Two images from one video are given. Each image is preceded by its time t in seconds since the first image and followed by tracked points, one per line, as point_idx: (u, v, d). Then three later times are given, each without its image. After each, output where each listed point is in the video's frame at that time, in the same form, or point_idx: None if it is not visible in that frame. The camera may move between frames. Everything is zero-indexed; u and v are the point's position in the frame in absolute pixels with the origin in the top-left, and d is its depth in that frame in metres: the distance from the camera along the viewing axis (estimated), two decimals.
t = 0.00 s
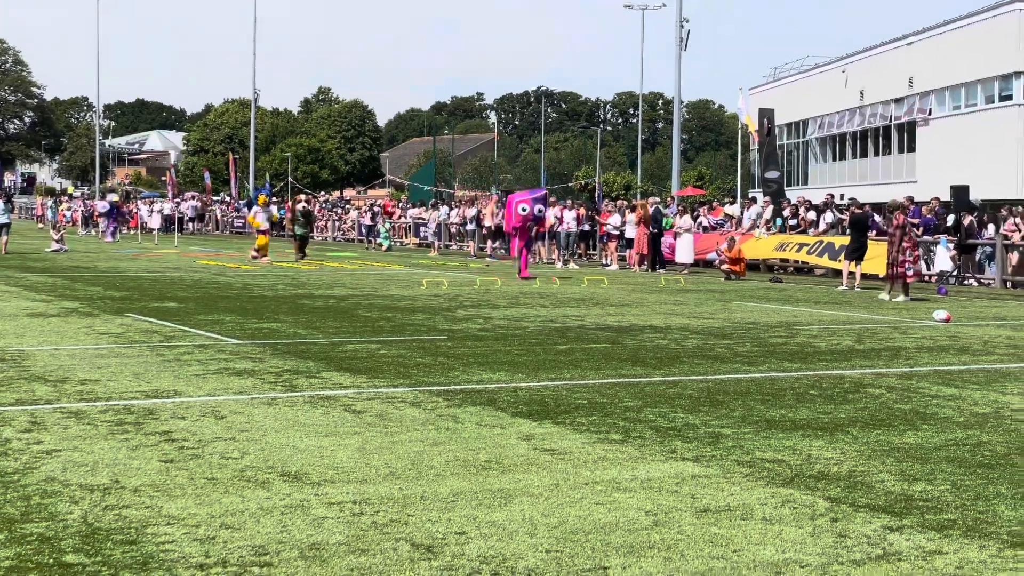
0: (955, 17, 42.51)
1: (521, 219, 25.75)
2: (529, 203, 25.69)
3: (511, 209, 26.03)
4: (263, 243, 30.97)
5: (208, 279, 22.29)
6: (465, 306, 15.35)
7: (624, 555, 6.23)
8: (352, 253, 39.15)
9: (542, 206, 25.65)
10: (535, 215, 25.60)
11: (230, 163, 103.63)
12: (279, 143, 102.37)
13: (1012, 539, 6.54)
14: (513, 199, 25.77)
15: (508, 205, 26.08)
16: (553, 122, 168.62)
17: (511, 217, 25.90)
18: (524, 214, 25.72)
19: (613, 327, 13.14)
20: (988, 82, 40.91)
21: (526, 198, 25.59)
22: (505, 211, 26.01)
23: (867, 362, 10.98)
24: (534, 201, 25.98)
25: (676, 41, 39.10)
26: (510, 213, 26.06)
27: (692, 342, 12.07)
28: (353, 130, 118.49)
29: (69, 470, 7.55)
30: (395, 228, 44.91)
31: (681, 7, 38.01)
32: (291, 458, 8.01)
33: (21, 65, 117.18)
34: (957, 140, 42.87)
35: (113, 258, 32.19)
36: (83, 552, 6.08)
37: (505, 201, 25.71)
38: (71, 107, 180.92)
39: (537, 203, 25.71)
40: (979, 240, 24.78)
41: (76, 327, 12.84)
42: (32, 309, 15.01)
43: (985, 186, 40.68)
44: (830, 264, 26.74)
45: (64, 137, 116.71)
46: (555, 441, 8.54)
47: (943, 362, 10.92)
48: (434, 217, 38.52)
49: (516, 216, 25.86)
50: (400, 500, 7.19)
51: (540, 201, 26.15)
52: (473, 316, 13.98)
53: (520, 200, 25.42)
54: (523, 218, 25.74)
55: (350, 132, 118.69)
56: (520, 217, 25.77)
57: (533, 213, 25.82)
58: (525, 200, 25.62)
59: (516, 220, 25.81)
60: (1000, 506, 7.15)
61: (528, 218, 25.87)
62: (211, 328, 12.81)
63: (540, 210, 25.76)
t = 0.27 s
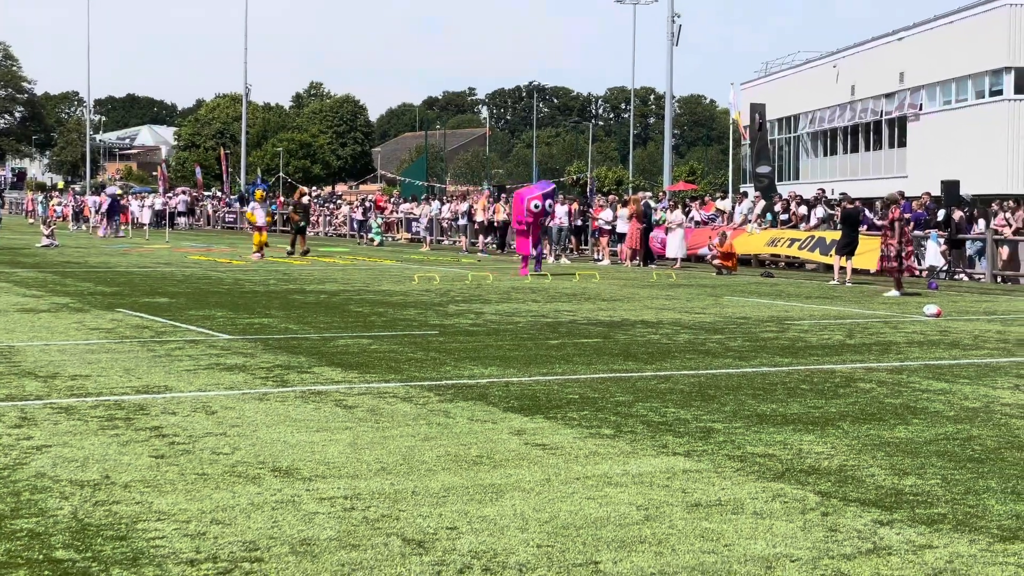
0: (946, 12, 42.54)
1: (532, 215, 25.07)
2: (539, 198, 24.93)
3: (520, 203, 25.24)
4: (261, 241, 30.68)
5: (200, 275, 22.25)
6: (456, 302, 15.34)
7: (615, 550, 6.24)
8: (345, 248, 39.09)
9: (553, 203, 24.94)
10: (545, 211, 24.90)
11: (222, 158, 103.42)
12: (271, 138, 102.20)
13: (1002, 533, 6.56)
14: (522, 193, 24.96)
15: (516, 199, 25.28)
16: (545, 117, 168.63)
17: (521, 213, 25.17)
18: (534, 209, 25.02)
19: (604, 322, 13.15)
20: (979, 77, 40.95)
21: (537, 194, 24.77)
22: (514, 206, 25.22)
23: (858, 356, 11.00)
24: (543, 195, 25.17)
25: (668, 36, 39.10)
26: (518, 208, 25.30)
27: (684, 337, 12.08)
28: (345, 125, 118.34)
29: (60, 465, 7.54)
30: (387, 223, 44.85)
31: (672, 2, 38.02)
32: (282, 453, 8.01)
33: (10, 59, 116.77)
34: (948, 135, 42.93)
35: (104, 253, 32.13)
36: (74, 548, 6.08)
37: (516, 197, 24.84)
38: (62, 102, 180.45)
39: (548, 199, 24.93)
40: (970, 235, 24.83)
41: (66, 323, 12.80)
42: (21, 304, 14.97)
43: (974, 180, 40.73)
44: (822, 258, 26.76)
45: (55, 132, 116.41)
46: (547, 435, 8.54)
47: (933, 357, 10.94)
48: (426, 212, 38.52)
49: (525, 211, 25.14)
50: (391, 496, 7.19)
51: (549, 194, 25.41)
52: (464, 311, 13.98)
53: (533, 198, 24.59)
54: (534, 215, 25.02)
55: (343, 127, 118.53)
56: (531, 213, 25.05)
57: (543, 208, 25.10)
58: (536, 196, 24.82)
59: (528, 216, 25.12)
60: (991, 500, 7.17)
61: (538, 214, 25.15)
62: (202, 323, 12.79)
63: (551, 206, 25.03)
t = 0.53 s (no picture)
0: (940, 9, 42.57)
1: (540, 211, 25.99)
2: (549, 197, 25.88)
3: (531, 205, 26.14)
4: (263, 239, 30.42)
5: (195, 272, 22.23)
6: (451, 299, 15.33)
7: (610, 548, 6.24)
8: (340, 245, 39.06)
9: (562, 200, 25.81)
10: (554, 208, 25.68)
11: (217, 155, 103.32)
12: (267, 135, 102.09)
13: (996, 531, 6.57)
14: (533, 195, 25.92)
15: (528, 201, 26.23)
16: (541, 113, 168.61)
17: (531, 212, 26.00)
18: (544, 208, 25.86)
19: (599, 320, 13.15)
20: (973, 74, 40.97)
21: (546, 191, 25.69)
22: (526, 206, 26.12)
23: (852, 354, 11.00)
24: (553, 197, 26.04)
25: (663, 34, 39.11)
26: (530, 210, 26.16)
27: (678, 334, 12.08)
28: (340, 122, 118.25)
29: (55, 464, 7.54)
30: (382, 220, 44.78)
31: None
32: (277, 451, 8.01)
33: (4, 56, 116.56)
34: (942, 132, 42.94)
35: (99, 251, 32.09)
36: (68, 546, 6.07)
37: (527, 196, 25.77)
38: (57, 99, 180.12)
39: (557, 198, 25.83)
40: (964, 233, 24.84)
41: (60, 320, 12.79)
42: (16, 302, 14.94)
43: (968, 178, 40.76)
44: (816, 256, 26.76)
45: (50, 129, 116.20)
46: (542, 433, 8.55)
47: (927, 355, 10.95)
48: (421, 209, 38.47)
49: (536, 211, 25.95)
50: (385, 494, 7.19)
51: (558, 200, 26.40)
52: (459, 309, 13.97)
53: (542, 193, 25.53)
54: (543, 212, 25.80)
55: (338, 123, 118.45)
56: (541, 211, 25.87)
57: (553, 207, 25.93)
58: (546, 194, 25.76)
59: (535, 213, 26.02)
60: (985, 498, 7.18)
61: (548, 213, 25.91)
62: (197, 321, 12.78)
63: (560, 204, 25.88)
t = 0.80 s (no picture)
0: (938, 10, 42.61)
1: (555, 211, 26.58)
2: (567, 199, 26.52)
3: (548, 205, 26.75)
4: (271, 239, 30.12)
5: (194, 272, 22.22)
6: (450, 300, 15.33)
7: (608, 548, 6.24)
8: (339, 245, 39.05)
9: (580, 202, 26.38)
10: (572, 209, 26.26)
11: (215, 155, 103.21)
12: (265, 136, 102.06)
13: (995, 531, 6.58)
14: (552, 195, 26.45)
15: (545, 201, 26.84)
16: (539, 114, 168.65)
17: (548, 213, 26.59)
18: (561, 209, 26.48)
19: (598, 320, 13.14)
20: (971, 75, 41.00)
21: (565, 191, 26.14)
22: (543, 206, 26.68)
23: (851, 355, 11.01)
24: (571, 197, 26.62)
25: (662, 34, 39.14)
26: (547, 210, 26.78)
27: (677, 335, 12.08)
28: (339, 122, 118.21)
29: (53, 464, 7.53)
30: (380, 221, 44.76)
31: None
32: (275, 452, 8.00)
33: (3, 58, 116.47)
34: (941, 132, 42.98)
35: (97, 251, 32.08)
36: (66, 546, 6.07)
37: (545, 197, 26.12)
38: (54, 100, 180.10)
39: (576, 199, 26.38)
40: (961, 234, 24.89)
41: (59, 320, 12.79)
42: (13, 303, 14.91)
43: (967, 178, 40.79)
44: (816, 257, 26.77)
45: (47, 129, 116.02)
46: (541, 433, 8.55)
47: (926, 355, 10.95)
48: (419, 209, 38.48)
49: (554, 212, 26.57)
50: (384, 494, 7.18)
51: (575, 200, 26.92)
52: (458, 309, 13.98)
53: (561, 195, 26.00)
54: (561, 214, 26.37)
55: (336, 124, 118.39)
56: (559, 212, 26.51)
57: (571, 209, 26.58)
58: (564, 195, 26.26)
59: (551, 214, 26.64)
60: (983, 498, 7.19)
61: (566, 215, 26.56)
62: (195, 321, 12.79)
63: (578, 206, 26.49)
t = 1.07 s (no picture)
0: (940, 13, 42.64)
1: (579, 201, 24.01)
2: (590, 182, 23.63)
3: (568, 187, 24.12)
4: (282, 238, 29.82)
5: (196, 274, 22.24)
6: (452, 302, 15.34)
7: (611, 550, 6.24)
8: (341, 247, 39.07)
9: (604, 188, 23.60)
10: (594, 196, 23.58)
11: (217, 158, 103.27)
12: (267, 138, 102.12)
13: (997, 533, 6.57)
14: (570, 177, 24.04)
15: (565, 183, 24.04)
16: (540, 117, 168.75)
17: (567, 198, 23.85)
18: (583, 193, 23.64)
19: (601, 322, 13.16)
20: (974, 77, 40.99)
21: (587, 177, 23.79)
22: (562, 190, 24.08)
23: (853, 357, 11.01)
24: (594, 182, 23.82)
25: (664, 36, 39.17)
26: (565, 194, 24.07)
27: (680, 337, 12.10)
28: (340, 125, 118.27)
29: (55, 465, 7.54)
30: (382, 223, 44.79)
31: (668, 2, 38.10)
32: (277, 453, 8.00)
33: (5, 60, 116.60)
34: (943, 135, 43.00)
35: (99, 253, 32.08)
36: (69, 548, 6.07)
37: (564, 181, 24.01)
38: (56, 101, 180.34)
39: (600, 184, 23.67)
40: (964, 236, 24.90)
41: (62, 322, 12.80)
42: (16, 304, 14.93)
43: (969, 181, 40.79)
44: (817, 260, 26.76)
45: (49, 131, 116.07)
46: (542, 435, 8.55)
47: (929, 357, 10.95)
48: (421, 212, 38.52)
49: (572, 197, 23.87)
50: (386, 496, 7.18)
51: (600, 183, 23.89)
52: (461, 311, 14.01)
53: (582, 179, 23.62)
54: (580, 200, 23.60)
55: (338, 126, 118.46)
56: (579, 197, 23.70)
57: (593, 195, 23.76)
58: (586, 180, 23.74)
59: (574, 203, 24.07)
60: (985, 501, 7.18)
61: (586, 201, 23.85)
62: (198, 323, 12.81)
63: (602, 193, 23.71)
